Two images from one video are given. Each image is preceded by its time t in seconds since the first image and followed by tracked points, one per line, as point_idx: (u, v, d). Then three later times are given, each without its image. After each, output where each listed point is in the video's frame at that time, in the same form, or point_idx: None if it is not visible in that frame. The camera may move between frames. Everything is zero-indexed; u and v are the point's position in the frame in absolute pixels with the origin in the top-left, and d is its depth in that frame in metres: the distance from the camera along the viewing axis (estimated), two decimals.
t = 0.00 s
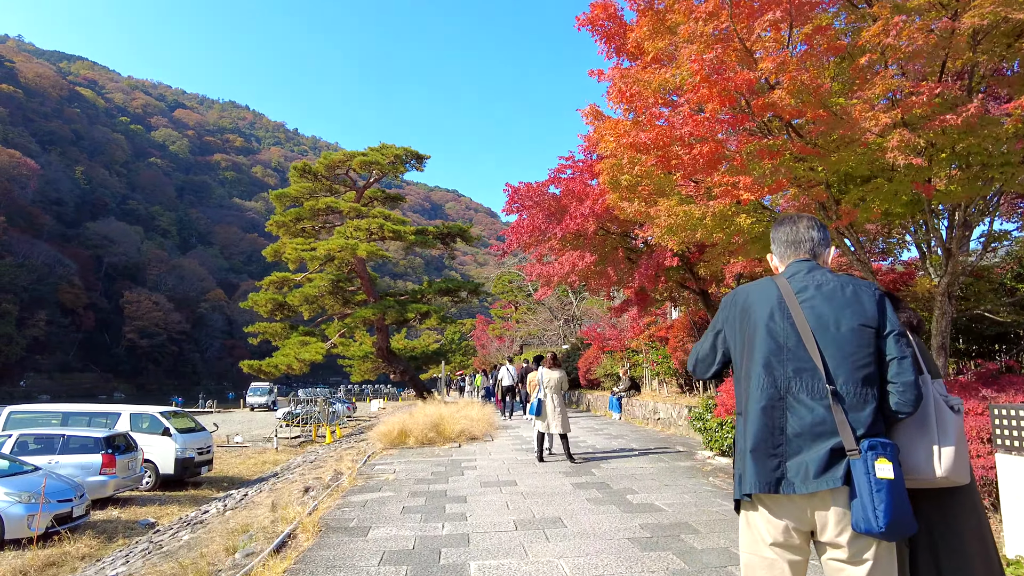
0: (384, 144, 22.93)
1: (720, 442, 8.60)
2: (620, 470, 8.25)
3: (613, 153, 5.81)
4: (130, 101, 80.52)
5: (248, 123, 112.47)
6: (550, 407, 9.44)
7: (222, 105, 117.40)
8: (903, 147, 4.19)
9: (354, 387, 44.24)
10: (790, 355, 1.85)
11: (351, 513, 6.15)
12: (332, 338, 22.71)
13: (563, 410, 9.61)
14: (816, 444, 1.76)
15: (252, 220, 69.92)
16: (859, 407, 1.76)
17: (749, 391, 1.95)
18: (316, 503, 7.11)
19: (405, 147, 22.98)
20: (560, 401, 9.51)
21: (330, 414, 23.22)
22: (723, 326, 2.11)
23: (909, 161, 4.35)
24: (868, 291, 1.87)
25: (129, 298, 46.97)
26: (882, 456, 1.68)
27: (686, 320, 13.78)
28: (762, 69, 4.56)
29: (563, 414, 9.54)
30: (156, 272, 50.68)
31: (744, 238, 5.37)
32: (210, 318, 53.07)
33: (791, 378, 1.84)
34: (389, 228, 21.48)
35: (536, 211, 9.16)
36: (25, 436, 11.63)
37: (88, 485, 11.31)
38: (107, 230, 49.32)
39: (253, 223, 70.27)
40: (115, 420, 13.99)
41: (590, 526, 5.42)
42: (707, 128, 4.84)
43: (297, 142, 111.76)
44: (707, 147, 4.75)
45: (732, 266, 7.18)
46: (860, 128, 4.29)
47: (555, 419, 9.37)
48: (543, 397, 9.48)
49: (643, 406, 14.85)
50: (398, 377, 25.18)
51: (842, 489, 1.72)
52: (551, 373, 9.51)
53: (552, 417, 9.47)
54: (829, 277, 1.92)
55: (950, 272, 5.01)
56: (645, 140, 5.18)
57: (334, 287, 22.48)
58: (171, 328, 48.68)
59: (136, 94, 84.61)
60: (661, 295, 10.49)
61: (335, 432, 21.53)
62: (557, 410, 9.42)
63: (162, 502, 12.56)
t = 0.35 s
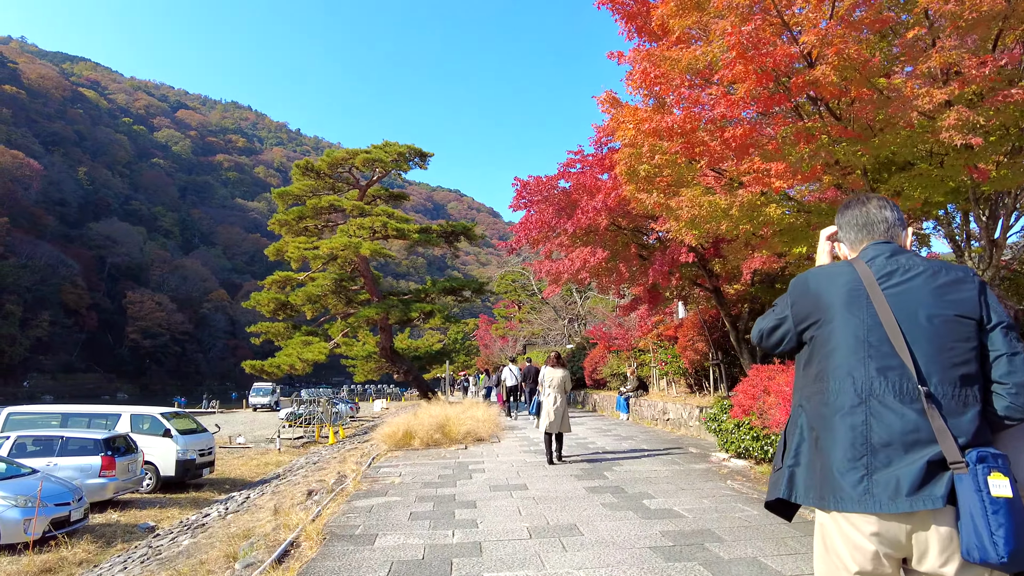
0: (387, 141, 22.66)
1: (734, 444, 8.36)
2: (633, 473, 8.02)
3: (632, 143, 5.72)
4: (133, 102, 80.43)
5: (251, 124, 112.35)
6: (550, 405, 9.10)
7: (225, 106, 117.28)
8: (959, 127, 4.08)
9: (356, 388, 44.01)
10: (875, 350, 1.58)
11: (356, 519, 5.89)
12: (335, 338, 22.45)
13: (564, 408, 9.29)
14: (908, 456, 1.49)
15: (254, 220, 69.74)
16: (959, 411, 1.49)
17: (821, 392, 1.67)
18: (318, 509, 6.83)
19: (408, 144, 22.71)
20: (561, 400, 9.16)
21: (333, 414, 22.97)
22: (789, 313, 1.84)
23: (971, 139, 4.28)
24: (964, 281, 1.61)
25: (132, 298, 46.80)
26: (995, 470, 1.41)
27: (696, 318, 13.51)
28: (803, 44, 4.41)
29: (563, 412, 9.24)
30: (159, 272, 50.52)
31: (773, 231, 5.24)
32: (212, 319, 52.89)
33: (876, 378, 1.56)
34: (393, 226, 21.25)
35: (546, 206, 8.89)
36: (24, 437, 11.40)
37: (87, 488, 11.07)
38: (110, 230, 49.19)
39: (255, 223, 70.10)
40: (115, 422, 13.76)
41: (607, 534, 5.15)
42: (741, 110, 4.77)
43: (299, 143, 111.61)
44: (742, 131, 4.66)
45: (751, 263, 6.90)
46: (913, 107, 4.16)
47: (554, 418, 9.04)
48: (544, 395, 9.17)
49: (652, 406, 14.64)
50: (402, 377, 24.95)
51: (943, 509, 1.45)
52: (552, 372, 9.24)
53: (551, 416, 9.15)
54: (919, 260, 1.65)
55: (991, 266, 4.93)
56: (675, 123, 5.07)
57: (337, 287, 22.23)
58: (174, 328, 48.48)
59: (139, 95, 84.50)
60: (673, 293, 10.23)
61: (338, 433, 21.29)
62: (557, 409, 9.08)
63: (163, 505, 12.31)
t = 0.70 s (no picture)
0: (389, 139, 22.39)
1: (749, 447, 8.06)
2: (647, 477, 7.74)
3: (652, 129, 5.52)
4: (134, 103, 80.24)
5: (252, 125, 112.19)
6: (562, 410, 8.78)
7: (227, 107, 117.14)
8: None
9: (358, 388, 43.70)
10: (1012, 345, 1.40)
11: (360, 527, 5.59)
12: (336, 338, 22.13)
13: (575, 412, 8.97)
14: None
15: (255, 221, 69.47)
16: None
17: (938, 395, 1.50)
18: (319, 516, 6.50)
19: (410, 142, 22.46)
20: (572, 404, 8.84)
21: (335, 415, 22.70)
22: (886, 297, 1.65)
23: None
24: None
25: (133, 299, 46.55)
26: None
27: (705, 316, 13.22)
28: (860, 8, 4.25)
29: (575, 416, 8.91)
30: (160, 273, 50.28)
31: (806, 220, 5.05)
32: (213, 319, 52.63)
33: (1014, 375, 1.39)
34: (395, 224, 20.98)
35: (556, 201, 8.62)
36: (18, 440, 11.10)
37: (83, 491, 10.78)
38: (110, 231, 48.97)
39: (256, 224, 69.84)
40: (112, 424, 13.46)
41: (627, 543, 4.85)
42: (786, 83, 4.65)
43: (300, 143, 111.32)
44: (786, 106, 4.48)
45: (771, 260, 6.68)
46: (982, 75, 4.04)
47: (566, 423, 8.72)
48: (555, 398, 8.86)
49: (663, 409, 14.29)
50: (404, 378, 24.64)
51: None
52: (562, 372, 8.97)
53: (562, 419, 8.84)
54: None
55: None
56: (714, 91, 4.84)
57: (339, 286, 21.93)
58: (174, 329, 48.18)
59: (140, 96, 84.31)
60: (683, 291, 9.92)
61: (339, 434, 20.96)
62: (569, 413, 8.76)
63: (160, 509, 12.00)
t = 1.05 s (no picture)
0: (382, 136, 22.05)
1: (754, 451, 7.82)
2: (651, 482, 7.49)
3: (665, 118, 5.28)
4: (125, 101, 79.40)
5: (244, 123, 111.32)
6: (559, 409, 8.55)
7: (219, 106, 116.30)
8: None
9: (350, 389, 43.25)
10: None
11: (351, 538, 5.29)
12: (327, 338, 21.79)
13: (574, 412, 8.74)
14: None
15: (247, 220, 68.89)
16: None
17: None
18: (307, 524, 6.18)
19: (403, 139, 22.13)
20: (571, 403, 8.61)
21: (326, 417, 22.35)
22: (989, 294, 1.54)
23: None
24: None
25: (122, 298, 45.93)
26: None
27: (704, 317, 12.97)
28: None
29: (574, 416, 8.68)
30: (151, 273, 49.67)
31: (827, 213, 4.86)
32: (204, 319, 52.06)
33: None
34: (388, 222, 20.66)
35: (556, 197, 8.34)
36: None
37: (64, 496, 10.38)
38: (99, 230, 48.33)
39: (247, 223, 69.22)
40: (96, 426, 13.07)
41: (634, 557, 4.56)
42: (818, 61, 4.47)
43: (293, 142, 110.57)
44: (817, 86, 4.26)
45: (781, 258, 6.45)
46: None
47: (565, 423, 8.50)
48: (553, 398, 8.63)
49: (660, 411, 14.06)
50: (396, 379, 24.31)
51: None
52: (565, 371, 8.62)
53: (561, 420, 8.60)
54: None
55: None
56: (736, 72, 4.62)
57: (330, 285, 21.58)
58: (165, 329, 47.60)
59: (130, 94, 83.43)
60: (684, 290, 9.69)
61: (331, 435, 20.61)
62: (567, 413, 8.53)
63: (145, 514, 11.63)
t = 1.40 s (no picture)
0: (363, 136, 21.66)
1: (746, 458, 7.57)
2: (641, 490, 7.21)
3: (666, 102, 5.03)
4: (103, 102, 77.99)
5: (225, 125, 110.00)
6: (541, 418, 8.27)
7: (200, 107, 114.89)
8: None
9: (331, 395, 42.61)
10: None
11: (326, 553, 4.93)
12: (307, 342, 21.31)
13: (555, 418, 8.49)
14: None
15: (227, 223, 67.91)
16: None
17: None
18: (279, 537, 5.78)
19: (386, 140, 21.75)
20: (552, 411, 8.34)
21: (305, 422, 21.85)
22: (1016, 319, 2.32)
23: None
24: None
25: (99, 302, 44.89)
26: None
27: (691, 320, 12.73)
28: None
29: (556, 424, 8.40)
30: (128, 276, 48.66)
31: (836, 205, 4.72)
32: (183, 323, 51.09)
33: None
34: (370, 223, 20.26)
35: (544, 193, 8.05)
36: None
37: (25, 507, 9.83)
38: (75, 232, 47.23)
39: (227, 226, 68.21)
40: (63, 433, 12.52)
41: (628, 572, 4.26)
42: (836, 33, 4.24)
43: (274, 145, 109.41)
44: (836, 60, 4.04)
45: (777, 257, 6.23)
46: None
47: (547, 432, 8.25)
48: (533, 406, 8.34)
49: (646, 416, 13.82)
50: (377, 383, 23.86)
51: None
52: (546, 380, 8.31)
53: (543, 428, 8.32)
54: None
55: None
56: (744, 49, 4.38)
57: (310, 288, 21.12)
58: (142, 333, 46.62)
59: (109, 94, 81.96)
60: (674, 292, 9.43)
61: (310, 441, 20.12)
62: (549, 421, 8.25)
63: (112, 525, 11.10)
